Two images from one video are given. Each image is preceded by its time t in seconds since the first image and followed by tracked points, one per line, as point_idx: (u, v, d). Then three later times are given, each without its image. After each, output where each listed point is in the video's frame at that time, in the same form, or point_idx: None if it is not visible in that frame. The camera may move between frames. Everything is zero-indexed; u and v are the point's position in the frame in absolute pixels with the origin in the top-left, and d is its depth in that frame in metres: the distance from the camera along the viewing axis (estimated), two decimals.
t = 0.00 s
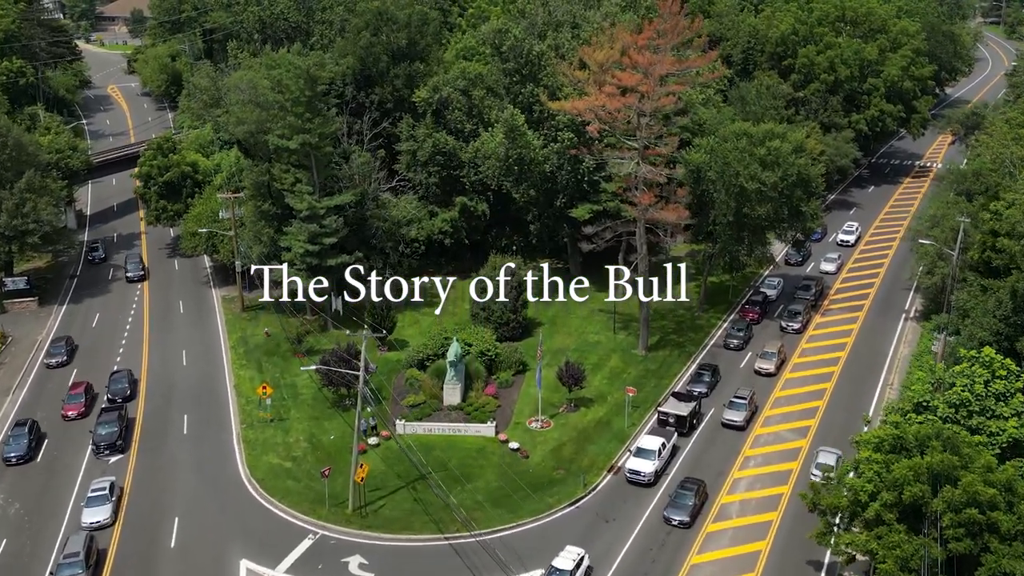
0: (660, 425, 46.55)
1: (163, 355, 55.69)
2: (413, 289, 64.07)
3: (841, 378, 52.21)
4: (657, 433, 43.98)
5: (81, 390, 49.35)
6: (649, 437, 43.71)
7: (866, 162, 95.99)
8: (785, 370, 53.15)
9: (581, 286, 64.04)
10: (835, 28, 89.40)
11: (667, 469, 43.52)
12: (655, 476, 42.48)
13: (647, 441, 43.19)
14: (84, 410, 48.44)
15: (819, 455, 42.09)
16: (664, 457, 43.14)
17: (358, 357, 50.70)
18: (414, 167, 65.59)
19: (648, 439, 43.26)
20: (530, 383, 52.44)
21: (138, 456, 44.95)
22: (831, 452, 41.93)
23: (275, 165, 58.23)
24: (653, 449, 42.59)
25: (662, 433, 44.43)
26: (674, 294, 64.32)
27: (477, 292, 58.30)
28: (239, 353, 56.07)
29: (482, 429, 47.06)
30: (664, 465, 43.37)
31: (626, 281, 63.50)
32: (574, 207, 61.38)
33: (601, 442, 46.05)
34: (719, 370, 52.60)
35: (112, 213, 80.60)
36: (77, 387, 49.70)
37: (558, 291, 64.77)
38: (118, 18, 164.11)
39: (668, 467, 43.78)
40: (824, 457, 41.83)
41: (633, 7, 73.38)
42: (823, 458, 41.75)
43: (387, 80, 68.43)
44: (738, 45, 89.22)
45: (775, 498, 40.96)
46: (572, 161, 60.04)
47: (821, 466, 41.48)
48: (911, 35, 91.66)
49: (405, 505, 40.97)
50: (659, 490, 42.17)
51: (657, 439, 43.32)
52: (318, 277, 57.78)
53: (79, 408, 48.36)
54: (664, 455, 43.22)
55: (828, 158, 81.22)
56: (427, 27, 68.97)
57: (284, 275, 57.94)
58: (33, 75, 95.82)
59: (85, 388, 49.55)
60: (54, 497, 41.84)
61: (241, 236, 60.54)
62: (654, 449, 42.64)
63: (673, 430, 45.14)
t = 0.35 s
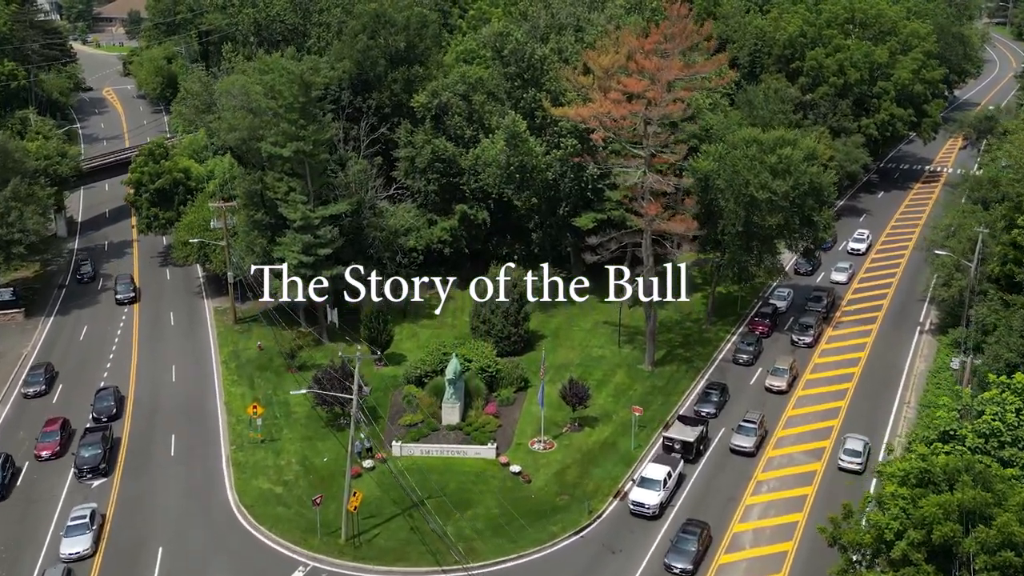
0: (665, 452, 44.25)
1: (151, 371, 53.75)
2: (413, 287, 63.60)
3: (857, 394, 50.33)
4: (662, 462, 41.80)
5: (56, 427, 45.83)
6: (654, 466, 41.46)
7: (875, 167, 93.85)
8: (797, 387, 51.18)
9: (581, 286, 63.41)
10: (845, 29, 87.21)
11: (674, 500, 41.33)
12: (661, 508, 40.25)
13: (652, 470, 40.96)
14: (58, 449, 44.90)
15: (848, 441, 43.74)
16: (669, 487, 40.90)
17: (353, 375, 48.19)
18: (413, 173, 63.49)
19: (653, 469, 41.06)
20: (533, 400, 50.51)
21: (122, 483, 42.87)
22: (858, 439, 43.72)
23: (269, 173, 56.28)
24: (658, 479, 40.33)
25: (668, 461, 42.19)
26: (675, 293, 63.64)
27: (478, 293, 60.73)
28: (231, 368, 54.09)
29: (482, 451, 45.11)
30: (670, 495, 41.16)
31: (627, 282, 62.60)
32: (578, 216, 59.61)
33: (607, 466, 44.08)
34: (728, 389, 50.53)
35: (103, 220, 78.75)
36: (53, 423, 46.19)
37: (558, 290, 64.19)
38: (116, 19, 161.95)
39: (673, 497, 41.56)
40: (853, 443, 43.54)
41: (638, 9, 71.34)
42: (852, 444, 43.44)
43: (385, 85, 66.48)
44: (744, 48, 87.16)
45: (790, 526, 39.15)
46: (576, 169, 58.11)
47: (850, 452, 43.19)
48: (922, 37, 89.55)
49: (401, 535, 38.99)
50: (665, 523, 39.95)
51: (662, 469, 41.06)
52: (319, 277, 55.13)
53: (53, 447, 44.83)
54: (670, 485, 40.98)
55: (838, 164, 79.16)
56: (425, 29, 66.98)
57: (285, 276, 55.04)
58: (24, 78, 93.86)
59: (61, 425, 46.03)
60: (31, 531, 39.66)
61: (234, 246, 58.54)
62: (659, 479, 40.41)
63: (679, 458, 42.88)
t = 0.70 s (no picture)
0: (670, 480, 42.18)
1: (139, 388, 51.84)
2: (412, 287, 62.90)
3: (872, 412, 48.34)
4: (667, 493, 39.65)
5: (28, 467, 42.36)
6: (658, 497, 39.31)
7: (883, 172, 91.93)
8: (809, 406, 49.20)
9: (581, 286, 62.37)
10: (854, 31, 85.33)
11: (679, 533, 39.18)
12: (666, 543, 38.09)
13: (656, 503, 38.86)
14: (30, 492, 41.45)
15: (873, 429, 44.88)
16: (674, 520, 38.76)
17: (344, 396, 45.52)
18: (411, 181, 61.53)
19: (657, 501, 38.91)
20: (534, 417, 48.64)
21: (105, 509, 40.94)
22: (883, 427, 44.87)
23: (262, 181, 54.45)
24: (662, 512, 38.26)
25: (673, 491, 40.02)
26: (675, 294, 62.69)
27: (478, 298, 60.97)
28: (222, 384, 52.18)
29: (482, 474, 43.21)
30: (675, 528, 39.00)
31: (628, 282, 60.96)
32: (581, 224, 57.78)
33: (612, 490, 42.17)
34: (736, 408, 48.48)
35: (94, 226, 76.95)
36: (25, 463, 42.71)
37: (559, 290, 63.27)
38: (113, 19, 160.11)
39: (679, 530, 39.41)
40: (879, 431, 44.70)
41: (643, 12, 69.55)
42: (877, 432, 44.59)
43: (382, 89, 64.62)
44: (750, 50, 85.29)
45: (806, 556, 37.41)
46: (579, 177, 56.28)
47: (876, 439, 44.36)
48: (932, 40, 87.81)
49: (396, 565, 37.13)
50: (669, 559, 37.74)
51: (667, 500, 38.90)
52: (319, 276, 52.88)
53: (24, 490, 41.36)
54: (675, 518, 38.85)
55: (847, 170, 77.28)
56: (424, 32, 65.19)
57: (285, 275, 52.52)
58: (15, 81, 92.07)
59: (33, 465, 42.55)
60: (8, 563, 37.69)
61: (226, 256, 56.66)
62: (663, 512, 38.32)
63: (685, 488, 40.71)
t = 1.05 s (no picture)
0: (674, 516, 39.50)
1: (126, 407, 49.79)
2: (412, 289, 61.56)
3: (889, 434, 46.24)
4: (671, 532, 37.25)
5: None
6: (661, 536, 36.89)
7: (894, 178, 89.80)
8: (823, 427, 47.08)
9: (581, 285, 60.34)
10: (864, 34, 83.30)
11: None
12: None
13: (659, 542, 36.46)
14: None
15: (899, 417, 45.83)
16: (680, 561, 36.37)
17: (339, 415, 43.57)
18: (410, 189, 59.45)
19: (660, 540, 36.51)
20: (537, 438, 46.60)
21: (86, 539, 38.89)
22: (909, 414, 45.84)
23: (254, 190, 52.50)
24: (666, 553, 35.85)
25: (677, 530, 37.57)
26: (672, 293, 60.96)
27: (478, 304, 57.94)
28: (211, 403, 50.13)
29: (482, 500, 41.18)
30: (680, 570, 36.57)
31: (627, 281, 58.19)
32: (584, 234, 55.80)
33: (618, 518, 40.12)
34: (746, 431, 46.28)
35: (84, 234, 74.96)
36: None
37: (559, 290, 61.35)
38: (111, 21, 158.20)
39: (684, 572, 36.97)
40: (905, 418, 45.68)
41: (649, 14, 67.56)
42: (904, 419, 45.56)
43: (380, 94, 62.66)
44: (758, 53, 83.30)
45: None
46: (583, 186, 54.56)
47: (903, 426, 45.32)
48: (943, 43, 85.82)
49: None
50: None
51: (671, 540, 36.46)
52: (320, 276, 51.07)
53: None
54: (680, 558, 36.42)
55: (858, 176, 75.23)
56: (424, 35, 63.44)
57: (285, 275, 50.63)
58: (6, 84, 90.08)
59: None
60: None
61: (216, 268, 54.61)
62: (667, 553, 35.94)
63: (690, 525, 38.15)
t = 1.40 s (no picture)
0: (679, 557, 37.25)
1: (111, 426, 47.72)
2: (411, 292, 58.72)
3: (908, 457, 44.14)
4: None
5: None
6: None
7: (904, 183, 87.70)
8: (838, 450, 44.93)
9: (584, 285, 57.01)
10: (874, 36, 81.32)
11: None
12: None
13: None
14: None
15: (926, 405, 46.99)
16: None
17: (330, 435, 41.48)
18: (407, 198, 57.43)
19: None
20: (539, 462, 44.46)
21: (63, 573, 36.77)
22: (935, 403, 46.95)
23: (245, 200, 50.52)
24: None
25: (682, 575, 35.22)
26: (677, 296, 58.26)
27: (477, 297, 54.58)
28: (200, 422, 48.07)
29: (481, 529, 39.13)
30: None
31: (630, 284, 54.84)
32: (589, 245, 53.80)
33: (625, 549, 38.05)
34: (757, 457, 44.17)
35: (73, 242, 72.89)
36: None
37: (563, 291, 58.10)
38: (107, 22, 156.30)
39: None
40: (931, 406, 46.82)
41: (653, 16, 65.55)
42: (930, 407, 46.72)
43: (377, 100, 60.65)
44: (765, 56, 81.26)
45: None
46: (587, 196, 52.79)
47: (929, 414, 46.46)
48: (955, 46, 83.80)
49: None
50: None
51: None
52: (320, 278, 49.15)
53: None
54: None
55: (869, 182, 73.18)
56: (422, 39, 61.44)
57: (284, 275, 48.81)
58: None
59: None
60: None
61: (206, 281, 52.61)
62: None
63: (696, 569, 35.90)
